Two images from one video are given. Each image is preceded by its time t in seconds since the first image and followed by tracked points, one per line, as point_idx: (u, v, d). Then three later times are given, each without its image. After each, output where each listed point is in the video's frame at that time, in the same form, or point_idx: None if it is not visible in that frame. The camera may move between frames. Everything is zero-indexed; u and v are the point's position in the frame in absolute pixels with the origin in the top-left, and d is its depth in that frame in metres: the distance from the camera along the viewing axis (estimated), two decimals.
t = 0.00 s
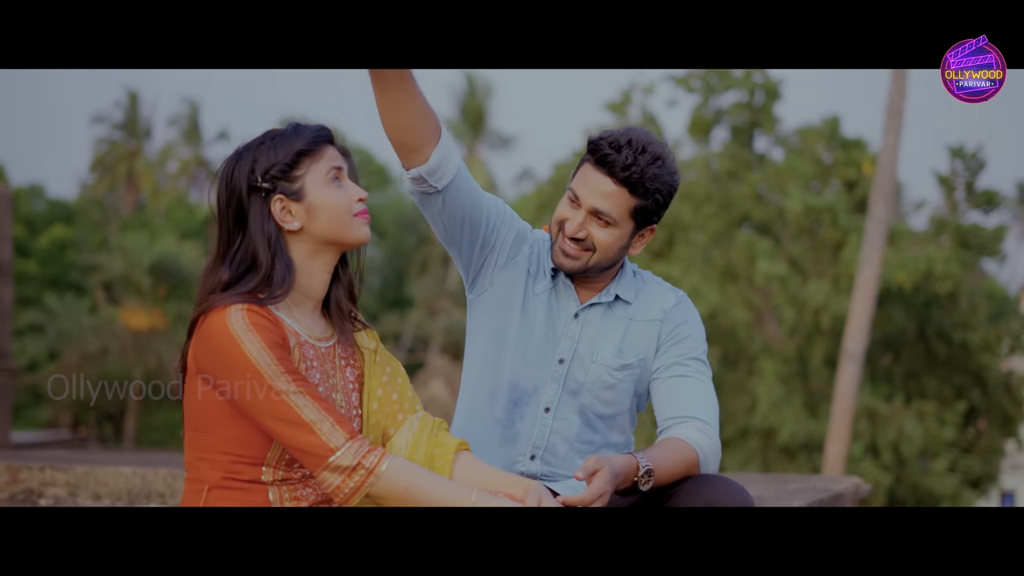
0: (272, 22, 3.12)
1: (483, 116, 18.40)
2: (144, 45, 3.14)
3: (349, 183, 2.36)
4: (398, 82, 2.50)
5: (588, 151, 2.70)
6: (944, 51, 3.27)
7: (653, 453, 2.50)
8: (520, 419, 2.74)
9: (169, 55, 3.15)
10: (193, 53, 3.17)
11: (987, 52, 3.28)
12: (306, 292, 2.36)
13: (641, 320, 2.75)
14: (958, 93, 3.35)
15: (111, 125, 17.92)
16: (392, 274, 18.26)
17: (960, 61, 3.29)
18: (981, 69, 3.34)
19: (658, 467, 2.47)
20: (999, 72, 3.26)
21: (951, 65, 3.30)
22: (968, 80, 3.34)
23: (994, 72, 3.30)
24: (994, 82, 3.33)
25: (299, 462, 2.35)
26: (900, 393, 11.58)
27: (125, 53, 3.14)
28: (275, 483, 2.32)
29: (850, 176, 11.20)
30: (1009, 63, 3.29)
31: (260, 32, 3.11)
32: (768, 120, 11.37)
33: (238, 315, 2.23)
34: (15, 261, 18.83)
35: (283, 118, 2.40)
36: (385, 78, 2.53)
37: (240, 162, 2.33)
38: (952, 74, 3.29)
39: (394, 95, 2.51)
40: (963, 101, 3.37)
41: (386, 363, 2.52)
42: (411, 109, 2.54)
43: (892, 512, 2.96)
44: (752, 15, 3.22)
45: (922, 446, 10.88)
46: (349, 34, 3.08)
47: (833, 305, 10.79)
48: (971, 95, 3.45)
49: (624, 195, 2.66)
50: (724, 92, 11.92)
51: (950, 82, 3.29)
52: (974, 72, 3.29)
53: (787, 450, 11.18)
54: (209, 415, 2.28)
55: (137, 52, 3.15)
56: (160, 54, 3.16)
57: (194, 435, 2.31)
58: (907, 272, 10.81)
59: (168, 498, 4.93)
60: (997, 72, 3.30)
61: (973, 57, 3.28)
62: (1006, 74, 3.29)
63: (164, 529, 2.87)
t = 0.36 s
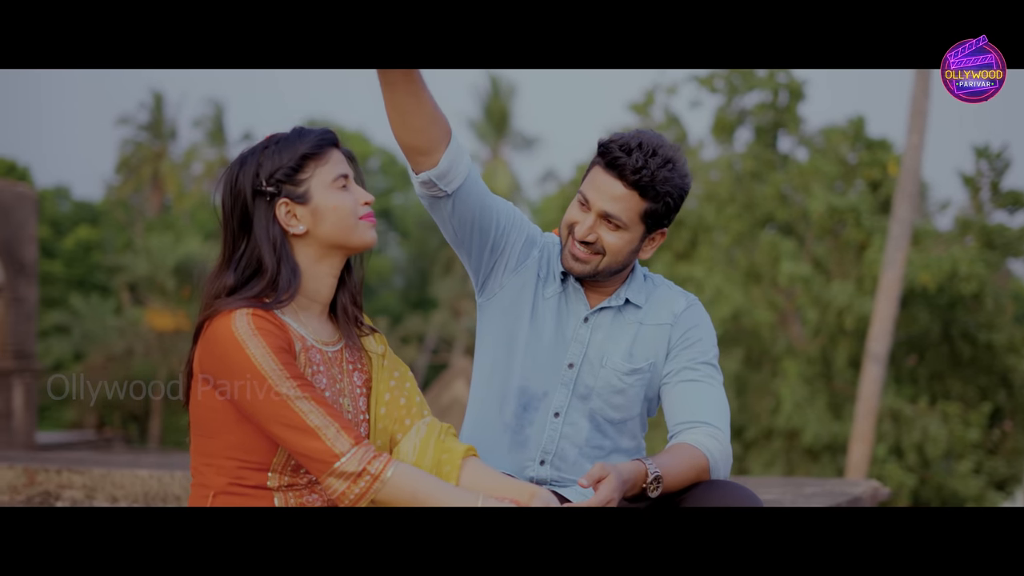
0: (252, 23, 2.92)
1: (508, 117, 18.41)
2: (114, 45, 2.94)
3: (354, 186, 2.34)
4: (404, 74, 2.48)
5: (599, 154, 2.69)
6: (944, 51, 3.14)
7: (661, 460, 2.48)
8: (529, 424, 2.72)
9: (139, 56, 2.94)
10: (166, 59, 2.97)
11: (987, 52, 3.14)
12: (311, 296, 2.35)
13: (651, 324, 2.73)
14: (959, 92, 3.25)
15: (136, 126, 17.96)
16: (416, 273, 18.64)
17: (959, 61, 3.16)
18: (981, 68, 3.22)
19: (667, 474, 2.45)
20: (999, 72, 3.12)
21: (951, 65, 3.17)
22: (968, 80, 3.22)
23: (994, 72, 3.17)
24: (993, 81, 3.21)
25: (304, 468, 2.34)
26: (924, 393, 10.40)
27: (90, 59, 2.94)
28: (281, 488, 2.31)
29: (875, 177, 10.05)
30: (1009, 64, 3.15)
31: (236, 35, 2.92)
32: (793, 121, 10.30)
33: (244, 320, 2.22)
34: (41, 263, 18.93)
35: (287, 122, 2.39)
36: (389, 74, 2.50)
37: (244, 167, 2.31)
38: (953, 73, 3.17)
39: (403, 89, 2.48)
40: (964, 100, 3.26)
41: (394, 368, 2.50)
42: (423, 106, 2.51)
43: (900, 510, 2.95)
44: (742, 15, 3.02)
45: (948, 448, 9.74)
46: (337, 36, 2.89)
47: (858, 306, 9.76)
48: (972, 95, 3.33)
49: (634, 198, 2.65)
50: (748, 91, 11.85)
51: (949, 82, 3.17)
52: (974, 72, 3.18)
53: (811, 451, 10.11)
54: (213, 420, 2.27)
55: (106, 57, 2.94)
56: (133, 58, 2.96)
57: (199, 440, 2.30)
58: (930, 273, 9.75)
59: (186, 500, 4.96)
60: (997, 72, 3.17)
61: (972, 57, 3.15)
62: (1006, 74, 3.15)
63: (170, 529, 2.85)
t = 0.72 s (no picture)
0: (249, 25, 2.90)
1: (531, 118, 18.35)
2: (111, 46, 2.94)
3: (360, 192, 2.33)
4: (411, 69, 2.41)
5: (608, 158, 2.67)
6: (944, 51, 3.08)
7: (669, 467, 2.46)
8: (539, 430, 2.70)
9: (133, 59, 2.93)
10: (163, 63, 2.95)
11: (987, 52, 3.11)
12: (315, 301, 2.33)
13: (661, 330, 2.71)
14: (958, 92, 3.21)
15: (161, 127, 18.03)
16: (438, 273, 18.68)
17: (960, 61, 3.11)
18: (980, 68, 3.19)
19: (675, 481, 2.43)
20: (1001, 72, 3.08)
21: (950, 65, 3.12)
22: (968, 80, 3.18)
23: (994, 72, 3.14)
24: (993, 82, 3.19)
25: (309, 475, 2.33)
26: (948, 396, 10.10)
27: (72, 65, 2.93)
28: (285, 495, 2.30)
29: (898, 177, 9.79)
30: (1010, 63, 3.12)
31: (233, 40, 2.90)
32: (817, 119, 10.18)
33: (248, 326, 2.20)
34: (66, 264, 19.00)
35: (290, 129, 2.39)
36: (396, 72, 2.45)
37: (248, 171, 2.30)
38: (952, 73, 3.12)
39: (410, 90, 2.42)
40: (963, 100, 3.23)
41: (401, 373, 2.48)
42: (433, 110, 2.45)
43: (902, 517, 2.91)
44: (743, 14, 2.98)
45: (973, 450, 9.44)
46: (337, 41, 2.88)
47: (881, 308, 9.60)
48: (971, 95, 3.30)
49: (644, 202, 2.63)
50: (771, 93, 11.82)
51: (950, 83, 3.13)
52: (974, 72, 3.13)
53: (833, 453, 9.95)
54: (217, 427, 2.26)
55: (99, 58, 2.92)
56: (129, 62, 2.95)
57: (203, 447, 2.29)
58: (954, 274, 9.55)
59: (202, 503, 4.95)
60: (996, 71, 3.14)
61: (972, 57, 3.11)
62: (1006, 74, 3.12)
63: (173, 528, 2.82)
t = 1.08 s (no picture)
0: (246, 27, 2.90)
1: (551, 118, 18.35)
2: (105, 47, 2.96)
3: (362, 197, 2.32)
4: (418, 72, 2.36)
5: (616, 162, 2.65)
6: (944, 51, 3.06)
7: (677, 474, 2.44)
8: (546, 436, 2.68)
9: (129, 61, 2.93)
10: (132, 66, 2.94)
11: (987, 52, 3.07)
12: (318, 307, 2.32)
13: (669, 335, 2.69)
14: (959, 93, 3.16)
15: (182, 128, 18.07)
16: (459, 274, 18.75)
17: (960, 61, 3.09)
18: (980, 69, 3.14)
19: (683, 488, 2.42)
20: (1000, 72, 3.05)
21: (951, 65, 3.09)
22: (968, 81, 3.14)
23: (994, 72, 3.09)
24: (993, 82, 3.13)
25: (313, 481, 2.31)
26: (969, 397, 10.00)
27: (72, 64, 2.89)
28: (288, 502, 2.29)
29: (919, 177, 9.63)
30: (1010, 63, 3.09)
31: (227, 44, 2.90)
32: (838, 119, 10.02)
33: (250, 332, 2.19)
34: (87, 265, 19.06)
35: (293, 134, 2.38)
36: (401, 73, 2.38)
37: (251, 176, 2.29)
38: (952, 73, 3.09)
39: (416, 94, 2.37)
40: (963, 101, 3.18)
41: (406, 378, 2.46)
42: (439, 114, 2.39)
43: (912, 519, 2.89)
44: (756, 15, 3.00)
45: (995, 451, 9.33)
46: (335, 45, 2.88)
47: (902, 309, 9.45)
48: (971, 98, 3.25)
49: (652, 205, 2.60)
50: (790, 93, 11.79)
51: (949, 82, 3.09)
52: (974, 71, 3.09)
53: (854, 453, 9.78)
54: (219, 434, 2.25)
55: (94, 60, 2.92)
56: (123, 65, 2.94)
57: (206, 454, 2.28)
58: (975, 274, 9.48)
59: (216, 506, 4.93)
60: (997, 71, 3.10)
61: (972, 57, 3.08)
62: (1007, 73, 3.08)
63: (176, 539, 2.81)
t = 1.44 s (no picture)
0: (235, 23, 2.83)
1: (571, 118, 18.24)
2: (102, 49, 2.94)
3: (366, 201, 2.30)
4: (425, 75, 2.32)
5: (625, 164, 2.63)
6: (944, 51, 3.03)
7: (687, 478, 2.42)
8: (554, 441, 2.66)
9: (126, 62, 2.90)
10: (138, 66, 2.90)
11: (987, 51, 3.04)
12: (321, 311, 2.30)
13: (678, 340, 2.67)
14: (959, 93, 3.14)
15: (204, 129, 18.06)
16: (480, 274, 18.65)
17: (960, 61, 3.06)
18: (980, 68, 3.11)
19: (692, 494, 2.39)
20: (1001, 72, 3.02)
21: (951, 65, 3.07)
22: (968, 80, 3.11)
23: (994, 72, 3.06)
24: (994, 82, 3.09)
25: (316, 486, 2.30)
26: (993, 397, 9.83)
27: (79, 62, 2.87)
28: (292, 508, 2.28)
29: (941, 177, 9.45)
30: (1010, 63, 3.05)
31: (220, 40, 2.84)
32: (861, 118, 9.86)
33: (253, 338, 2.17)
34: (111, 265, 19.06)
35: (297, 139, 2.37)
36: (408, 76, 2.34)
37: (254, 181, 2.29)
38: (949, 73, 3.07)
39: (422, 97, 2.33)
40: (964, 101, 3.15)
41: (412, 383, 2.45)
42: (447, 117, 2.35)
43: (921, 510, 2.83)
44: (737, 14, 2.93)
45: (1019, 451, 9.19)
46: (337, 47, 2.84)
47: (923, 309, 9.29)
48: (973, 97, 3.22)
49: (660, 209, 2.58)
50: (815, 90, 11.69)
51: (948, 82, 3.06)
52: (974, 71, 3.06)
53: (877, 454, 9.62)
54: (221, 438, 2.23)
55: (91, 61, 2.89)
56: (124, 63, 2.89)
57: (209, 460, 2.26)
58: (998, 274, 9.32)
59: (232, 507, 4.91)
60: (998, 71, 3.06)
61: (972, 57, 3.05)
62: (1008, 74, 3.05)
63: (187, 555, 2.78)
